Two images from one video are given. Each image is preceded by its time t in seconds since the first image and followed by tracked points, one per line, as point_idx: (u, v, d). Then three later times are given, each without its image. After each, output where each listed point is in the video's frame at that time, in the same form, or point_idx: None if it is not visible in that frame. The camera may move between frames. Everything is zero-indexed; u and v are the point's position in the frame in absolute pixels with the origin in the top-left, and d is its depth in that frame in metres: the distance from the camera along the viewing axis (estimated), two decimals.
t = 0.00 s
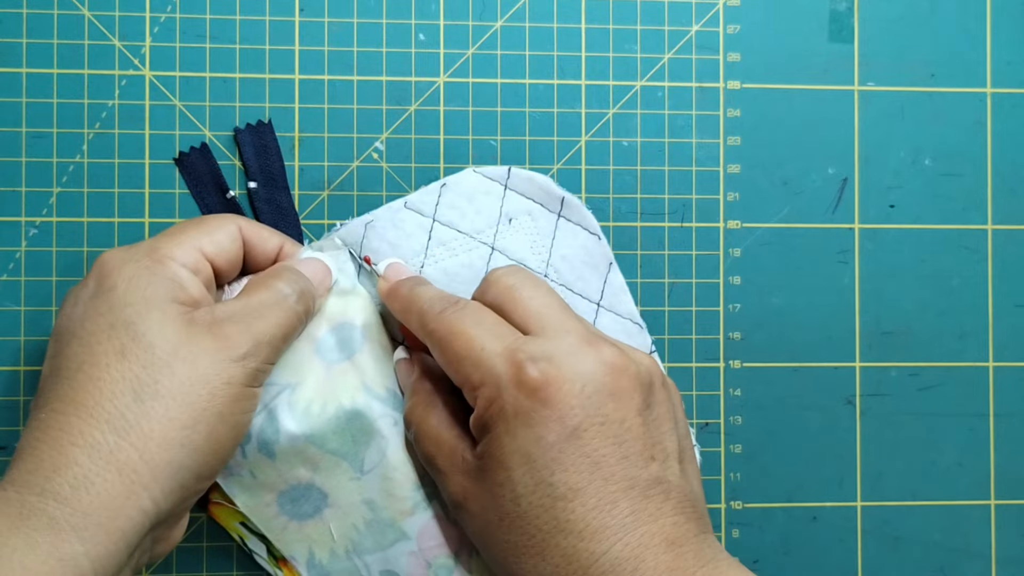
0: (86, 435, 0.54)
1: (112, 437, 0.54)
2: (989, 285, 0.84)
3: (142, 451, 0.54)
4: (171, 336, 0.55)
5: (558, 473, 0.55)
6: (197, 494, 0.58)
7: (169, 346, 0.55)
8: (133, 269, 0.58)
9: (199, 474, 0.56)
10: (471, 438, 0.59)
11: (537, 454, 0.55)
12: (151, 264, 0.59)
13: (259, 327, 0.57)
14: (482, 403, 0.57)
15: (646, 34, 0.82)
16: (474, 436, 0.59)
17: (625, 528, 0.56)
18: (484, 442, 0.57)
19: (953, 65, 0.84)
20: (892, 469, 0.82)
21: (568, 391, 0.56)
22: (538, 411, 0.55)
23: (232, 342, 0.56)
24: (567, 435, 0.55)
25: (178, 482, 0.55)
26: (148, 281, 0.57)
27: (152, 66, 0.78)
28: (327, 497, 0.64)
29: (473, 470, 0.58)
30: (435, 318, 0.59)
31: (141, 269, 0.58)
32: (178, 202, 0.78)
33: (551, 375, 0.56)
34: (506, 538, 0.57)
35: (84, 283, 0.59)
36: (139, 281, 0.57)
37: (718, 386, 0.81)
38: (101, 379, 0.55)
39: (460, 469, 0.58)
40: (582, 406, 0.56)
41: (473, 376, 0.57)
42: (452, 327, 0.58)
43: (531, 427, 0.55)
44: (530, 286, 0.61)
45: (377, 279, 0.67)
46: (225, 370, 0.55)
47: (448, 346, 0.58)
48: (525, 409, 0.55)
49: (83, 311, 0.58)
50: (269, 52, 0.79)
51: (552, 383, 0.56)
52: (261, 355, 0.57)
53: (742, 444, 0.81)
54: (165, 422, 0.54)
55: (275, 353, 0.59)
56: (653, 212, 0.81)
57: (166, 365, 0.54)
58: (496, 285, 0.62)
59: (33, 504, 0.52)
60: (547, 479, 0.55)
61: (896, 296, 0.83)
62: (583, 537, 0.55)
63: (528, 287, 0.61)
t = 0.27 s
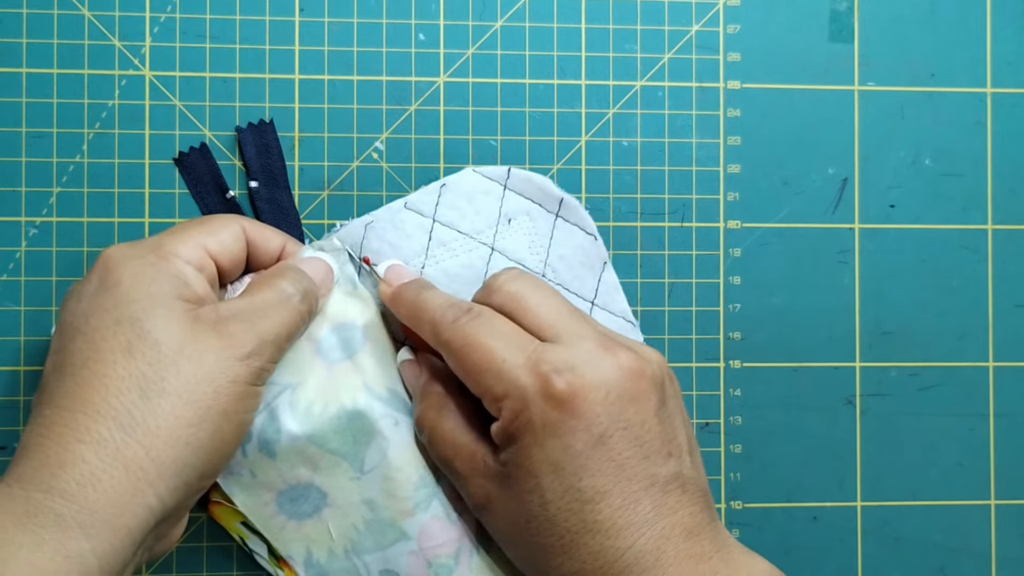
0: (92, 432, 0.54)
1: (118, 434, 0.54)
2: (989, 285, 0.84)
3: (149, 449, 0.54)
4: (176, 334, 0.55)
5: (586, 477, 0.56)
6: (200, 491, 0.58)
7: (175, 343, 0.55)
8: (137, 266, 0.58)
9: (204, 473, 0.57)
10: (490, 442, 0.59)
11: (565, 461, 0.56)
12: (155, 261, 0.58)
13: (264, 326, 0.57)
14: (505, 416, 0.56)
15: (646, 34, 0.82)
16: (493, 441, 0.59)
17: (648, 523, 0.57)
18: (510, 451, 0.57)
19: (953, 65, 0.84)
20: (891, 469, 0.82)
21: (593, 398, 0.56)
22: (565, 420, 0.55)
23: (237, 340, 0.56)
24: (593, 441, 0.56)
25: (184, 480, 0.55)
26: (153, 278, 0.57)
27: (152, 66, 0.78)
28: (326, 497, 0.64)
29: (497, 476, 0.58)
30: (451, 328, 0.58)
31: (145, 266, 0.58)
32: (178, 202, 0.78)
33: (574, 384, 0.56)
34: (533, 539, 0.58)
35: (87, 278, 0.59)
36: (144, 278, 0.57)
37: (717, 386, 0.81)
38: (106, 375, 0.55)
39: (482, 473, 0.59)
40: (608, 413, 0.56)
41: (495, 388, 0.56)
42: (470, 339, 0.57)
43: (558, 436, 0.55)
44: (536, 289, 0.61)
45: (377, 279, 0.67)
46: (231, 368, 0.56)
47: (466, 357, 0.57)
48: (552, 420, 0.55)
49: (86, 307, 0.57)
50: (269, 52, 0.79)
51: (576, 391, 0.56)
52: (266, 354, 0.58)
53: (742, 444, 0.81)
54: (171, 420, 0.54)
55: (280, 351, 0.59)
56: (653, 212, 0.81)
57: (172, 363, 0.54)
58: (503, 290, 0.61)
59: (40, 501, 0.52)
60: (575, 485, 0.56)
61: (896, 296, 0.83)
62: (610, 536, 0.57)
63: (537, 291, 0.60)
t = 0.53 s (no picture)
0: (74, 472, 0.54)
1: (99, 474, 0.54)
2: (989, 285, 0.84)
3: (129, 488, 0.54)
4: (157, 373, 0.55)
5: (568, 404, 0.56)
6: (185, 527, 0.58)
7: (154, 382, 0.55)
8: (119, 301, 0.58)
9: (188, 510, 0.56)
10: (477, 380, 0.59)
11: (548, 385, 0.56)
12: (138, 293, 0.59)
13: (245, 361, 0.57)
14: (492, 335, 0.57)
15: (646, 34, 0.81)
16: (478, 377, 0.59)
17: (631, 463, 0.57)
18: (492, 373, 0.57)
19: (953, 65, 0.84)
20: (891, 469, 0.82)
21: (580, 326, 0.58)
22: (554, 345, 0.56)
23: (217, 376, 0.55)
24: (578, 372, 0.56)
25: (166, 519, 0.55)
26: (135, 312, 0.57)
27: (152, 66, 0.78)
28: (314, 514, 0.64)
29: (480, 409, 0.57)
30: (445, 252, 0.60)
31: (128, 299, 0.58)
32: (178, 202, 0.78)
33: (563, 317, 0.58)
34: (513, 470, 0.56)
35: (72, 312, 0.59)
36: (125, 313, 0.57)
37: (718, 386, 0.81)
38: (87, 417, 0.54)
39: (465, 408, 0.58)
40: (593, 343, 0.58)
41: (486, 312, 0.58)
42: (461, 261, 0.59)
43: (544, 359, 0.56)
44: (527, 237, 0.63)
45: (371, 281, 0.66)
46: (210, 405, 0.55)
47: (458, 277, 0.59)
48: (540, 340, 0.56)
49: (70, 344, 0.58)
50: (269, 52, 0.79)
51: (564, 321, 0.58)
52: (247, 389, 0.57)
53: (742, 444, 0.81)
54: (152, 462, 0.54)
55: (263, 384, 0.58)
56: (653, 212, 0.81)
57: (151, 403, 0.54)
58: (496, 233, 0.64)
59: (21, 538, 0.53)
60: (557, 411, 0.56)
61: (896, 296, 0.83)
62: (589, 468, 0.56)
63: (529, 236, 0.63)
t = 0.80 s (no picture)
0: (71, 460, 0.54)
1: (96, 462, 0.54)
2: (989, 285, 0.84)
3: (126, 475, 0.53)
4: (152, 356, 0.55)
5: (574, 467, 0.55)
6: (182, 515, 0.58)
7: (150, 367, 0.55)
8: (112, 288, 0.58)
9: (185, 496, 0.56)
10: (480, 438, 0.59)
11: (553, 450, 0.55)
12: (131, 280, 0.58)
13: (242, 346, 0.57)
14: (495, 404, 0.57)
15: (646, 35, 0.82)
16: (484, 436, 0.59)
17: (639, 517, 0.56)
18: (498, 440, 0.57)
19: (953, 65, 0.84)
20: (891, 469, 0.82)
21: (580, 385, 0.56)
22: (551, 408, 0.55)
23: (213, 360, 0.56)
24: (579, 432, 0.55)
25: (164, 505, 0.55)
26: (129, 298, 0.57)
27: (152, 66, 0.78)
28: (306, 510, 0.64)
29: (487, 470, 0.57)
30: (441, 322, 0.59)
31: (122, 286, 0.58)
32: (178, 202, 0.78)
33: (561, 374, 0.56)
34: (522, 533, 0.57)
35: (64, 303, 0.59)
36: (119, 300, 0.57)
37: (718, 386, 0.81)
38: (83, 405, 0.54)
39: (472, 469, 0.58)
40: (592, 402, 0.56)
41: (484, 374, 0.57)
42: (457, 330, 0.58)
43: (545, 423, 0.55)
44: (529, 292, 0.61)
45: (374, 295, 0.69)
46: (208, 390, 0.55)
47: (456, 350, 0.58)
48: (540, 405, 0.55)
49: (63, 333, 0.57)
50: (269, 52, 0.79)
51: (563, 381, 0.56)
52: (245, 373, 0.57)
53: (742, 444, 0.81)
54: (148, 447, 0.54)
55: (259, 369, 0.59)
56: (653, 212, 0.81)
57: (147, 389, 0.54)
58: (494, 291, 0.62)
59: (19, 530, 0.52)
60: (565, 474, 0.55)
61: (896, 296, 0.83)
62: (599, 528, 0.55)
63: (528, 291, 0.61)
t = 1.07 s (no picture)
0: (82, 455, 0.53)
1: (108, 457, 0.53)
2: (989, 285, 0.84)
3: (139, 471, 0.53)
4: (165, 354, 0.55)
5: (542, 447, 0.55)
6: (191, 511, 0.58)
7: (165, 365, 0.54)
8: (123, 282, 0.57)
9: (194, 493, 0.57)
10: (445, 411, 0.59)
11: (519, 430, 0.55)
12: (143, 275, 0.57)
13: (257, 346, 0.57)
14: (461, 378, 0.56)
15: (646, 35, 0.82)
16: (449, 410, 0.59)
17: (596, 501, 0.56)
18: (463, 415, 0.57)
19: (953, 65, 0.84)
20: (891, 469, 0.82)
21: (552, 364, 0.56)
22: (521, 388, 0.55)
23: (228, 360, 0.56)
24: (548, 412, 0.55)
25: (175, 501, 0.55)
26: (142, 294, 0.56)
27: (152, 66, 0.78)
28: (311, 510, 0.64)
29: (451, 442, 0.57)
30: (413, 297, 0.59)
31: (133, 280, 0.57)
32: (178, 202, 0.78)
33: (533, 352, 0.56)
34: (480, 507, 0.57)
35: (71, 294, 0.58)
36: (132, 296, 0.56)
37: (718, 386, 0.81)
38: (94, 400, 0.54)
39: (435, 442, 0.58)
40: (559, 382, 0.56)
41: (454, 349, 0.57)
42: (429, 304, 0.58)
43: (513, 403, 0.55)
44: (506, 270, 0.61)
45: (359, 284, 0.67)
46: (223, 390, 0.56)
47: (426, 323, 0.58)
48: (510, 385, 0.55)
49: (72, 326, 0.56)
50: (269, 52, 0.79)
51: (534, 360, 0.56)
52: (258, 373, 0.57)
53: (742, 444, 0.81)
54: (161, 444, 0.54)
55: (270, 369, 0.59)
56: (653, 212, 0.81)
57: (161, 386, 0.54)
58: (471, 267, 0.62)
59: (28, 524, 0.52)
60: (530, 453, 0.55)
61: (896, 297, 0.83)
62: (557, 510, 0.56)
63: (505, 269, 0.61)
